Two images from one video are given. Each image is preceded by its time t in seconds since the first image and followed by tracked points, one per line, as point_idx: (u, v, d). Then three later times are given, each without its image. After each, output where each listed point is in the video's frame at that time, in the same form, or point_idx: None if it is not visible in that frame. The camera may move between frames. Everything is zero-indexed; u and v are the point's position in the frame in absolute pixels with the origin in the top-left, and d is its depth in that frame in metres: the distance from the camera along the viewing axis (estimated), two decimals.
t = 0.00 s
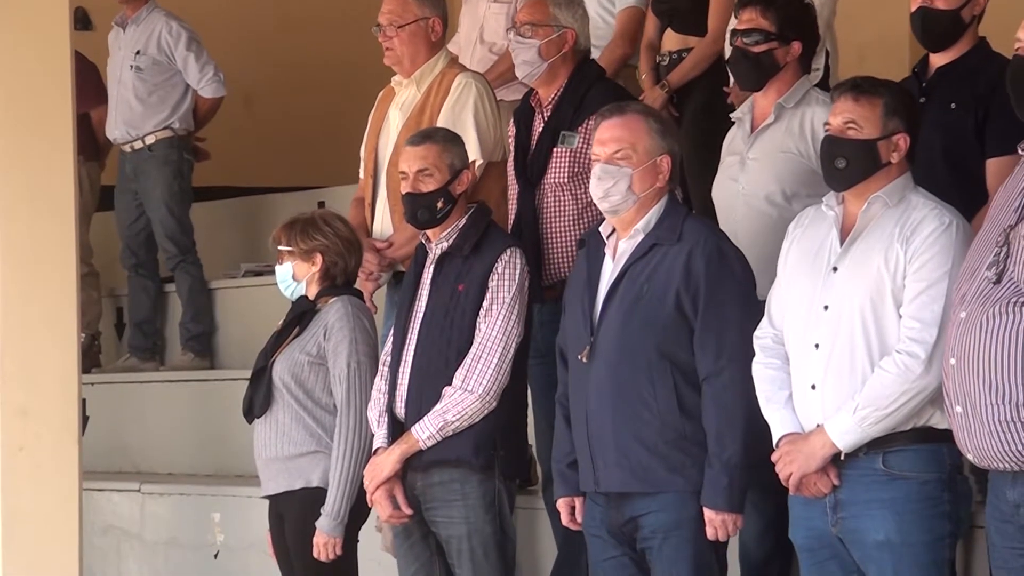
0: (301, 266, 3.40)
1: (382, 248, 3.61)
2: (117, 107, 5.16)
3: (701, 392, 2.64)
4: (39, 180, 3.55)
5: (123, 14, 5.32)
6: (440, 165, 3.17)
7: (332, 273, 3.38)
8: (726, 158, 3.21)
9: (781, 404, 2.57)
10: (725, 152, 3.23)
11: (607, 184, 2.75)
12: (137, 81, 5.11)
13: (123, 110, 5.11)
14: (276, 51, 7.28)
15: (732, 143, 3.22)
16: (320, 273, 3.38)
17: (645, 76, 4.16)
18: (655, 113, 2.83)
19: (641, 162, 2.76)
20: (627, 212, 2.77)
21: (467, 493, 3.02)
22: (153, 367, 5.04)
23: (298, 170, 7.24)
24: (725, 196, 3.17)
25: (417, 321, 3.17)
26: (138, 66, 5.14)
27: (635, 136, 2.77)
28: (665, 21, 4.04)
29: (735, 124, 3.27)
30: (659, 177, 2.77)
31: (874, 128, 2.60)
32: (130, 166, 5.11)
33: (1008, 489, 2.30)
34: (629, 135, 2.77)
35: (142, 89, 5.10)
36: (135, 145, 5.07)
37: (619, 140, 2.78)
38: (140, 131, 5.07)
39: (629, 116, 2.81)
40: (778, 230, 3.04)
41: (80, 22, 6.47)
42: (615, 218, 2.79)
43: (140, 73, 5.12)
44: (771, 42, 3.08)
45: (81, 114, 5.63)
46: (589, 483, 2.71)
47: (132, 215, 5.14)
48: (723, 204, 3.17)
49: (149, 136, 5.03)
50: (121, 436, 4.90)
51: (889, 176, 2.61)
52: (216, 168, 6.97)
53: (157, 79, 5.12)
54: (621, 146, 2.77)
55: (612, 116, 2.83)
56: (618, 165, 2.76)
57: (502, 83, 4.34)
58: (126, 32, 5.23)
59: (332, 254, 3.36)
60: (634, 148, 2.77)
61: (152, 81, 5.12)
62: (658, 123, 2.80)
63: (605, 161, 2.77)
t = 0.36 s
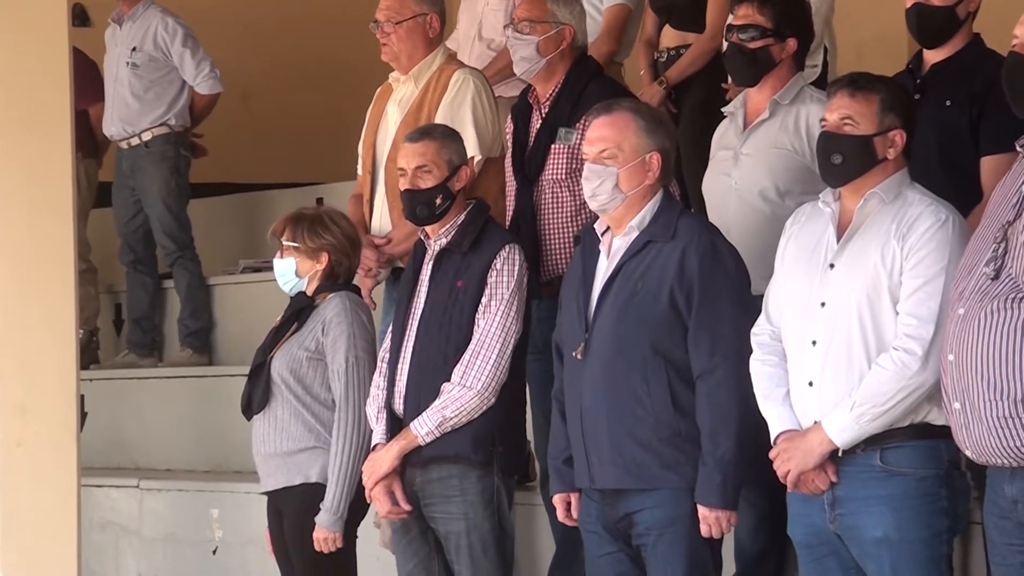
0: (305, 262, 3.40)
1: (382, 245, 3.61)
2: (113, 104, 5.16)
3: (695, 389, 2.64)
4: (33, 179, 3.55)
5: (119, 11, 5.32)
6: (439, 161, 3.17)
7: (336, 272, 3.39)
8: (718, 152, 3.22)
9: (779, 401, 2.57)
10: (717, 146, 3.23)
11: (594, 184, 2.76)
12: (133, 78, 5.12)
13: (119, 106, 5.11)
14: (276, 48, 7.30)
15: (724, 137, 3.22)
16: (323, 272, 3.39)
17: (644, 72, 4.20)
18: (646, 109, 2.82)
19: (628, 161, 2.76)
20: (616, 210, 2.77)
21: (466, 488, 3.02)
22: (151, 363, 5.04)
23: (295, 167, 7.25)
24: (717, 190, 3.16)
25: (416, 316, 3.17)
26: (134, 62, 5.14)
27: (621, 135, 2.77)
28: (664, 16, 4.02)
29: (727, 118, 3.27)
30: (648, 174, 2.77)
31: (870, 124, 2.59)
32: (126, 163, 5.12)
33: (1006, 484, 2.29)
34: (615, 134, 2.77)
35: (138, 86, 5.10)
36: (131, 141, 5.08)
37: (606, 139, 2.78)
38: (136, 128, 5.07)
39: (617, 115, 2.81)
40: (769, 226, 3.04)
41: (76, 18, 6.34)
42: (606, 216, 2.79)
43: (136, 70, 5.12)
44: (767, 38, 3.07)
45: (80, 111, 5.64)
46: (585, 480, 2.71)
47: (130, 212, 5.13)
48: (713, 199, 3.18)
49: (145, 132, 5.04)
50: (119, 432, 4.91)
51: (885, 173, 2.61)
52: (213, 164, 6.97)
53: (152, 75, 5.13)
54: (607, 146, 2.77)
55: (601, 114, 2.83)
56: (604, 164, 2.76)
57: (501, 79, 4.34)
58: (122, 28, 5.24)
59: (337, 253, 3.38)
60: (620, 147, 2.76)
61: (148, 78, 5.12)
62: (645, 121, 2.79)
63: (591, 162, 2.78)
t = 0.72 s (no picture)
0: (303, 261, 3.40)
1: (379, 243, 3.61)
2: (110, 101, 5.16)
3: (691, 387, 2.63)
4: (31, 178, 3.54)
5: (116, 8, 5.31)
6: (438, 159, 3.16)
7: (334, 270, 3.39)
8: (703, 149, 3.21)
9: (777, 399, 2.56)
10: (702, 143, 3.22)
11: (586, 183, 2.77)
12: (130, 75, 5.11)
13: (115, 103, 5.11)
14: (275, 45, 7.30)
15: (709, 133, 3.21)
16: (321, 270, 3.39)
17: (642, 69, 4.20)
18: (640, 106, 2.81)
19: (621, 158, 2.75)
20: (610, 209, 2.77)
21: (464, 486, 3.02)
22: (150, 361, 5.04)
23: (292, 166, 7.27)
24: (703, 186, 3.17)
25: (414, 314, 3.16)
26: (131, 60, 5.14)
27: (613, 133, 2.76)
28: (661, 14, 4.07)
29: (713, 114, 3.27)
30: (641, 171, 2.76)
31: (866, 122, 2.59)
32: (124, 160, 5.12)
33: (1004, 482, 2.28)
34: (607, 133, 2.76)
35: (134, 83, 5.10)
36: (128, 139, 5.08)
37: (599, 138, 2.78)
38: (133, 125, 5.06)
39: (610, 113, 2.80)
40: (754, 224, 3.04)
41: (73, 15, 6.20)
42: (600, 214, 2.79)
43: (133, 67, 5.12)
44: (756, 36, 3.06)
45: (79, 108, 5.64)
46: (582, 478, 2.71)
47: (127, 209, 5.14)
48: (699, 194, 3.17)
49: (142, 129, 5.04)
50: (118, 429, 4.90)
51: (882, 170, 2.60)
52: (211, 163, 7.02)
53: (149, 73, 5.12)
54: (600, 145, 2.76)
55: (595, 113, 2.83)
56: (597, 163, 2.76)
57: (499, 76, 4.33)
58: (119, 26, 5.23)
59: (335, 252, 3.38)
60: (611, 145, 2.76)
61: (144, 75, 5.12)
62: (637, 119, 2.77)
63: (585, 161, 2.78)
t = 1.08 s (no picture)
0: (301, 258, 3.39)
1: (378, 239, 3.60)
2: (110, 97, 5.16)
3: (690, 383, 2.63)
4: (30, 175, 3.54)
5: (116, 4, 5.31)
6: (438, 156, 3.16)
7: (333, 266, 3.39)
8: (695, 146, 3.20)
9: (778, 395, 2.57)
10: (694, 140, 3.21)
11: (585, 180, 2.77)
12: (129, 71, 5.11)
13: (115, 100, 5.11)
14: (276, 42, 7.30)
15: (701, 130, 3.20)
16: (320, 266, 3.39)
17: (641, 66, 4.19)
18: (639, 104, 2.82)
19: (620, 156, 2.76)
20: (609, 206, 2.77)
21: (465, 482, 3.02)
22: (149, 357, 5.04)
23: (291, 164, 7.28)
24: (696, 184, 3.16)
25: (415, 310, 3.16)
26: (131, 56, 5.13)
27: (612, 131, 2.76)
28: (661, 10, 4.10)
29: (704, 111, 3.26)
30: (640, 168, 2.76)
31: (869, 118, 2.59)
32: (124, 157, 5.12)
33: (1005, 479, 2.29)
34: (606, 130, 2.76)
35: (134, 79, 5.10)
36: (128, 135, 5.08)
37: (597, 135, 2.77)
38: (133, 121, 5.06)
39: (608, 110, 2.80)
40: (748, 222, 3.04)
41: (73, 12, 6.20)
42: (600, 211, 2.79)
43: (132, 63, 5.11)
44: (750, 35, 3.06)
45: (78, 105, 5.63)
46: (581, 475, 2.71)
47: (127, 205, 5.14)
48: (692, 190, 3.17)
49: (142, 126, 5.04)
50: (118, 425, 4.91)
51: (884, 166, 2.60)
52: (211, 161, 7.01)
53: (148, 69, 5.12)
54: (598, 143, 2.76)
55: (593, 110, 2.82)
56: (595, 161, 2.76)
57: (499, 73, 4.34)
58: (118, 22, 5.23)
59: (333, 248, 3.38)
60: (610, 143, 2.76)
61: (144, 72, 5.11)
62: (635, 116, 2.77)
63: (584, 158, 2.78)
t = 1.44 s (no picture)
0: (298, 255, 3.39)
1: (377, 236, 3.61)
2: (110, 96, 5.15)
3: (689, 380, 2.63)
4: (28, 173, 3.53)
5: (115, 2, 5.30)
6: (437, 153, 3.16)
7: (330, 263, 3.39)
8: (698, 143, 3.21)
9: (779, 391, 2.58)
10: (698, 136, 3.22)
11: (584, 177, 2.76)
12: (130, 69, 5.10)
13: (116, 98, 5.10)
14: (274, 39, 7.30)
15: (705, 127, 3.20)
16: (317, 263, 3.38)
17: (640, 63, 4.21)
18: (638, 101, 2.81)
19: (618, 153, 2.75)
20: (607, 203, 2.77)
21: (464, 480, 3.02)
22: (148, 354, 5.04)
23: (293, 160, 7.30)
24: (699, 181, 3.16)
25: (415, 307, 3.16)
26: (131, 54, 5.13)
27: (611, 128, 2.75)
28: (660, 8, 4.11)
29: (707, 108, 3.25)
30: (638, 165, 2.76)
31: (871, 114, 2.59)
32: (124, 154, 5.11)
33: (1004, 476, 2.29)
34: (605, 127, 2.76)
35: (135, 77, 5.09)
36: (129, 133, 5.07)
37: (596, 132, 2.77)
38: (134, 119, 5.06)
39: (605, 107, 2.80)
40: (751, 218, 3.04)
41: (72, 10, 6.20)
42: (598, 209, 2.79)
43: (133, 61, 5.11)
44: (752, 30, 3.06)
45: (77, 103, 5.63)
46: (580, 472, 2.71)
47: (127, 202, 5.14)
48: (694, 188, 3.17)
49: (143, 123, 5.03)
50: (116, 422, 4.90)
51: (887, 163, 2.60)
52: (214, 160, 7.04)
53: (149, 67, 5.12)
54: (597, 140, 2.76)
55: (590, 107, 2.82)
56: (593, 158, 2.76)
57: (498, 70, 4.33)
58: (118, 20, 5.22)
59: (331, 245, 3.37)
60: (608, 140, 2.75)
61: (144, 70, 5.11)
62: (634, 113, 2.77)
63: (582, 156, 2.78)
